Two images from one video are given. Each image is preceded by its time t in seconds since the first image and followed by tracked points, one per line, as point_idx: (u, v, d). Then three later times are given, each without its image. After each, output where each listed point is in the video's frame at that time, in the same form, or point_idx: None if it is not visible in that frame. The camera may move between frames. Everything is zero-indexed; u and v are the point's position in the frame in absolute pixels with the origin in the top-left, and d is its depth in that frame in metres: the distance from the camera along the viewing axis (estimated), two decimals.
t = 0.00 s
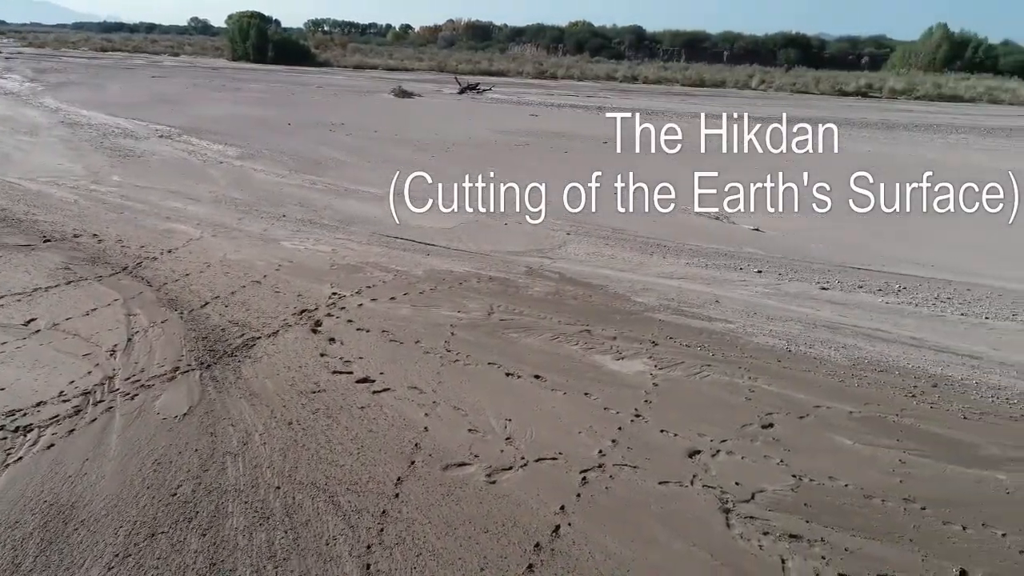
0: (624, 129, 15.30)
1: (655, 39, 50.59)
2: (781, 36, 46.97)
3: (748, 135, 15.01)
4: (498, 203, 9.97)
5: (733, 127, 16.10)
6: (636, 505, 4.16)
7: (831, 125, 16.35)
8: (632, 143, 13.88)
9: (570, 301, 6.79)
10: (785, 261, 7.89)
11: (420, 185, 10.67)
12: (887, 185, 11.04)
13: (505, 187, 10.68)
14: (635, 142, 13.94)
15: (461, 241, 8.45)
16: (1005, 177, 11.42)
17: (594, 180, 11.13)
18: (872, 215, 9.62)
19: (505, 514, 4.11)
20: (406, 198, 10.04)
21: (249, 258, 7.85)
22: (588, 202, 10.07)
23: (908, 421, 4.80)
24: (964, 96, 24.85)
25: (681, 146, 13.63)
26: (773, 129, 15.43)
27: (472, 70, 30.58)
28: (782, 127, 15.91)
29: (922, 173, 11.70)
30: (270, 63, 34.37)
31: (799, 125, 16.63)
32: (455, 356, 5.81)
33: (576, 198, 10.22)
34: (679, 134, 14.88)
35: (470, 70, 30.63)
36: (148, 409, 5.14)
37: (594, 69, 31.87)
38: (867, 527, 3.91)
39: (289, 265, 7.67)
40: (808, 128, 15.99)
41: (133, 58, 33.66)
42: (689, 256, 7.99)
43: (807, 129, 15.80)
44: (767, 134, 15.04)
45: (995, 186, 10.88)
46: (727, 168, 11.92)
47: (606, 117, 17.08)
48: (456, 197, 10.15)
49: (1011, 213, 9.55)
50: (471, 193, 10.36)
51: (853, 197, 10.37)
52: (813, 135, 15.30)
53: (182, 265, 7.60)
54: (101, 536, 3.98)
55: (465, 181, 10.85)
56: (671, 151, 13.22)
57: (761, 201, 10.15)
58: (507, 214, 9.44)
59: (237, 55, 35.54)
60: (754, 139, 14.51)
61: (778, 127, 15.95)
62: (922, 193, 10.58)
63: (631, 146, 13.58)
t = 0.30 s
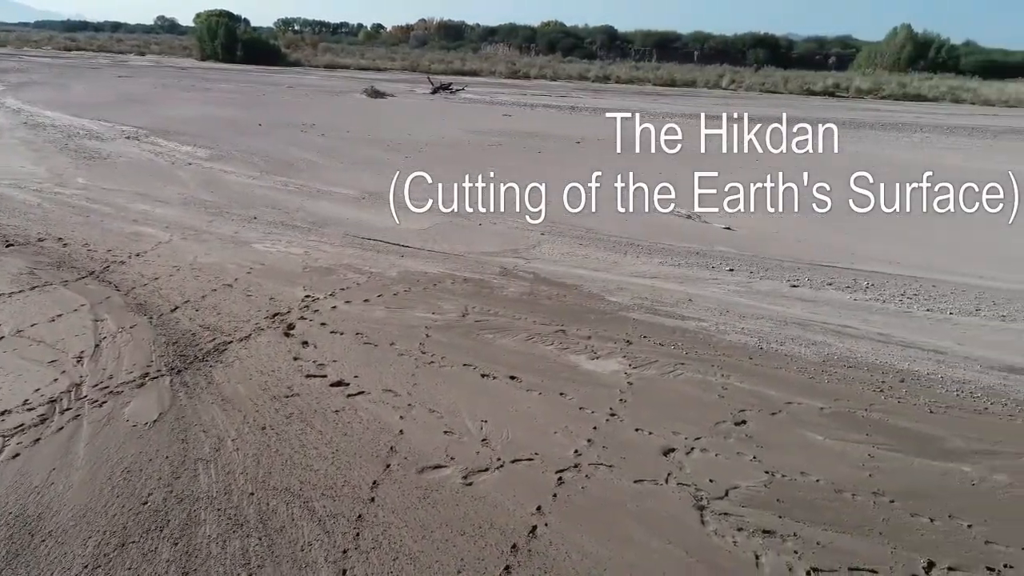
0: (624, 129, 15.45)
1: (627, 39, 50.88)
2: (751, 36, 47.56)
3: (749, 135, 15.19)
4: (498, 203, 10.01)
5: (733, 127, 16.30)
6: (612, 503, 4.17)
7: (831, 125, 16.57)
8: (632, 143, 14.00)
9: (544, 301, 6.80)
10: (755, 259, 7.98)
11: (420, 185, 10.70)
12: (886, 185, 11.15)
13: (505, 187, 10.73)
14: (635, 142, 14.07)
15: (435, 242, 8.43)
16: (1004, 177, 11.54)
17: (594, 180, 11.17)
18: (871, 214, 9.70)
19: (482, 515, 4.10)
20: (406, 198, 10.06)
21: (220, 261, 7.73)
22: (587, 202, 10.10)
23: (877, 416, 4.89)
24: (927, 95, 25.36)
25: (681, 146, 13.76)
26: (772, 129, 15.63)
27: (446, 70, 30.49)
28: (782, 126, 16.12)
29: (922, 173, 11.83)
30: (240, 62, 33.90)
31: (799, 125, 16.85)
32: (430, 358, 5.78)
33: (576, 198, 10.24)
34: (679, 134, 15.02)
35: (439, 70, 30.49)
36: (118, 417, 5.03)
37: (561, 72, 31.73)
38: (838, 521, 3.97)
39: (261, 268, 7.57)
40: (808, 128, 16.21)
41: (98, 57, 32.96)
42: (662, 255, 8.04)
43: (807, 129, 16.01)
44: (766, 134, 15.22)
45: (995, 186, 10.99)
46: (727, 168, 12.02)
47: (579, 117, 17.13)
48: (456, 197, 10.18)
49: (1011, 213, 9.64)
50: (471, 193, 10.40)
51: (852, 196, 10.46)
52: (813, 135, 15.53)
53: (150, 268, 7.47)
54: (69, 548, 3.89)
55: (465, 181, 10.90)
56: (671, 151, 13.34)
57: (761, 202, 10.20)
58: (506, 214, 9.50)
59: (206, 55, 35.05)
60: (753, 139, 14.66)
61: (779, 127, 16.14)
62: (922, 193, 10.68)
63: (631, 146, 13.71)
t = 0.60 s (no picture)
0: (625, 129, 15.59)
1: (598, 39, 51.11)
2: (721, 36, 48.11)
3: (749, 135, 15.37)
4: (499, 203, 10.05)
5: (734, 127, 16.50)
6: (587, 501, 4.19)
7: (831, 124, 16.76)
8: (633, 143, 14.11)
9: (520, 301, 6.81)
10: (727, 257, 8.06)
11: (420, 185, 10.69)
12: (887, 185, 11.25)
13: (505, 187, 10.77)
14: (634, 142, 14.16)
15: (409, 241, 8.41)
16: (1006, 178, 11.65)
17: (594, 180, 11.22)
18: (872, 214, 9.78)
19: (459, 516, 4.09)
20: (406, 198, 10.08)
21: (190, 263, 7.61)
22: (587, 202, 10.13)
23: (847, 410, 4.97)
24: (894, 96, 25.78)
25: (681, 146, 13.86)
26: (773, 129, 15.83)
27: (420, 70, 30.36)
28: (784, 125, 16.33)
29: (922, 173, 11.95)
30: (210, 62, 33.42)
31: (799, 125, 17.06)
32: (405, 360, 5.74)
33: (577, 198, 10.27)
34: (679, 134, 15.15)
35: (412, 70, 30.36)
36: (86, 424, 4.93)
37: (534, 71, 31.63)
38: (811, 514, 4.03)
39: (233, 270, 7.47)
40: (808, 128, 16.41)
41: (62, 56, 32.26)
42: (636, 254, 8.08)
43: (807, 129, 16.24)
44: (767, 134, 15.40)
45: (995, 186, 11.11)
46: (728, 168, 12.12)
47: (553, 117, 17.13)
48: (456, 197, 10.22)
49: (1010, 213, 9.74)
50: (471, 193, 10.44)
51: (852, 196, 10.55)
52: (813, 135, 15.73)
53: (118, 272, 7.32)
54: (37, 558, 3.81)
55: (465, 182, 10.94)
56: (671, 151, 13.45)
57: (761, 202, 10.26)
58: (507, 214, 9.52)
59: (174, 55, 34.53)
60: (754, 139, 14.83)
61: (779, 127, 16.30)
62: (923, 193, 10.78)
63: (632, 146, 13.83)
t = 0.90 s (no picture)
0: (624, 129, 15.71)
1: (569, 39, 51.27)
2: (692, 36, 48.59)
3: (749, 135, 15.54)
4: (499, 203, 10.06)
5: (733, 127, 16.68)
6: (563, 498, 4.20)
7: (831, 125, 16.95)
8: (634, 143, 14.20)
9: (495, 300, 6.80)
10: (701, 255, 8.14)
11: (420, 185, 10.68)
12: (887, 185, 11.36)
13: (505, 187, 10.78)
14: (634, 142, 14.25)
15: (382, 241, 8.38)
16: (1007, 178, 11.78)
17: (594, 180, 11.27)
18: (873, 214, 9.84)
19: (437, 516, 4.08)
20: (406, 197, 10.08)
21: (160, 266, 7.48)
22: (587, 202, 10.15)
23: (818, 403, 5.05)
24: (859, 95, 26.20)
25: (681, 146, 13.97)
26: (773, 129, 16.03)
27: (393, 70, 30.20)
28: (784, 124, 16.53)
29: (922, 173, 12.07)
30: (178, 61, 32.89)
31: (798, 125, 17.26)
32: (381, 360, 5.71)
33: (577, 198, 10.28)
34: (679, 133, 15.28)
35: (384, 70, 30.20)
36: (53, 430, 4.82)
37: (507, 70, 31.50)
38: (784, 507, 4.09)
39: (204, 272, 7.36)
40: (808, 128, 16.62)
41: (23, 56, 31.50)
42: (609, 252, 8.13)
43: (807, 129, 16.45)
44: (767, 134, 15.58)
45: (995, 186, 11.24)
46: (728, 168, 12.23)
47: (527, 117, 17.09)
48: (456, 197, 10.22)
49: (1011, 213, 9.83)
50: (471, 193, 10.44)
51: (854, 196, 10.63)
52: (813, 135, 15.93)
53: (84, 275, 7.17)
54: (2, 569, 3.72)
55: (466, 181, 10.95)
56: (671, 151, 13.55)
57: (762, 202, 10.33)
58: (507, 214, 9.53)
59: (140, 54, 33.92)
60: (754, 139, 15.00)
61: (779, 127, 16.50)
62: (923, 193, 10.89)
63: (631, 146, 13.92)
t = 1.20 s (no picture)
0: (624, 130, 15.82)
1: (541, 39, 51.34)
2: (663, 36, 48.98)
3: (749, 134, 15.70)
4: (498, 203, 10.06)
5: (734, 127, 16.87)
6: (538, 495, 4.21)
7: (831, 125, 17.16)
8: (634, 143, 14.28)
9: (469, 299, 6.80)
10: (674, 253, 8.19)
11: (420, 185, 10.66)
12: (887, 185, 11.46)
13: (505, 187, 10.78)
14: (634, 142, 14.36)
15: (353, 241, 8.33)
16: (1007, 178, 11.90)
17: (594, 180, 11.32)
18: (873, 214, 9.91)
19: (413, 516, 4.06)
20: (406, 198, 10.07)
21: (128, 268, 7.35)
22: (587, 202, 10.19)
23: (789, 397, 5.14)
24: (825, 96, 26.54)
25: (681, 146, 14.06)
26: (773, 129, 16.22)
27: (367, 70, 29.98)
28: (783, 124, 16.74)
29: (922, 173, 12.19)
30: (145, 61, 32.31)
31: (797, 125, 17.46)
32: (354, 361, 5.67)
33: (577, 198, 10.31)
34: (678, 133, 15.39)
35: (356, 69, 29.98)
36: (17, 438, 4.70)
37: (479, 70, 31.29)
38: (756, 500, 4.15)
39: (173, 274, 7.24)
40: (808, 129, 16.83)
41: None
42: (582, 250, 8.18)
43: (807, 129, 16.66)
44: (767, 134, 15.76)
45: (995, 186, 11.37)
46: (728, 168, 12.34)
47: (500, 117, 17.02)
48: (456, 197, 10.22)
49: (1010, 213, 9.93)
50: (471, 193, 10.43)
51: (855, 197, 10.72)
52: (812, 134, 16.13)
53: (49, 278, 7.02)
54: None
55: (466, 181, 10.96)
56: (671, 151, 13.63)
57: (762, 202, 10.40)
58: (505, 214, 9.53)
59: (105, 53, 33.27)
60: (754, 138, 15.17)
61: (779, 127, 16.70)
62: (923, 193, 11.00)
63: (632, 147, 14.02)
